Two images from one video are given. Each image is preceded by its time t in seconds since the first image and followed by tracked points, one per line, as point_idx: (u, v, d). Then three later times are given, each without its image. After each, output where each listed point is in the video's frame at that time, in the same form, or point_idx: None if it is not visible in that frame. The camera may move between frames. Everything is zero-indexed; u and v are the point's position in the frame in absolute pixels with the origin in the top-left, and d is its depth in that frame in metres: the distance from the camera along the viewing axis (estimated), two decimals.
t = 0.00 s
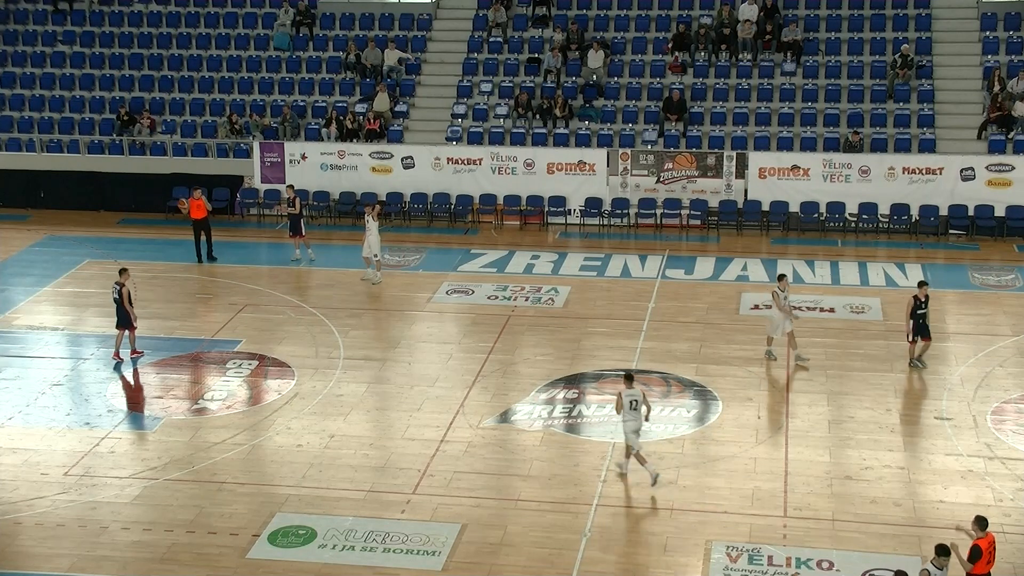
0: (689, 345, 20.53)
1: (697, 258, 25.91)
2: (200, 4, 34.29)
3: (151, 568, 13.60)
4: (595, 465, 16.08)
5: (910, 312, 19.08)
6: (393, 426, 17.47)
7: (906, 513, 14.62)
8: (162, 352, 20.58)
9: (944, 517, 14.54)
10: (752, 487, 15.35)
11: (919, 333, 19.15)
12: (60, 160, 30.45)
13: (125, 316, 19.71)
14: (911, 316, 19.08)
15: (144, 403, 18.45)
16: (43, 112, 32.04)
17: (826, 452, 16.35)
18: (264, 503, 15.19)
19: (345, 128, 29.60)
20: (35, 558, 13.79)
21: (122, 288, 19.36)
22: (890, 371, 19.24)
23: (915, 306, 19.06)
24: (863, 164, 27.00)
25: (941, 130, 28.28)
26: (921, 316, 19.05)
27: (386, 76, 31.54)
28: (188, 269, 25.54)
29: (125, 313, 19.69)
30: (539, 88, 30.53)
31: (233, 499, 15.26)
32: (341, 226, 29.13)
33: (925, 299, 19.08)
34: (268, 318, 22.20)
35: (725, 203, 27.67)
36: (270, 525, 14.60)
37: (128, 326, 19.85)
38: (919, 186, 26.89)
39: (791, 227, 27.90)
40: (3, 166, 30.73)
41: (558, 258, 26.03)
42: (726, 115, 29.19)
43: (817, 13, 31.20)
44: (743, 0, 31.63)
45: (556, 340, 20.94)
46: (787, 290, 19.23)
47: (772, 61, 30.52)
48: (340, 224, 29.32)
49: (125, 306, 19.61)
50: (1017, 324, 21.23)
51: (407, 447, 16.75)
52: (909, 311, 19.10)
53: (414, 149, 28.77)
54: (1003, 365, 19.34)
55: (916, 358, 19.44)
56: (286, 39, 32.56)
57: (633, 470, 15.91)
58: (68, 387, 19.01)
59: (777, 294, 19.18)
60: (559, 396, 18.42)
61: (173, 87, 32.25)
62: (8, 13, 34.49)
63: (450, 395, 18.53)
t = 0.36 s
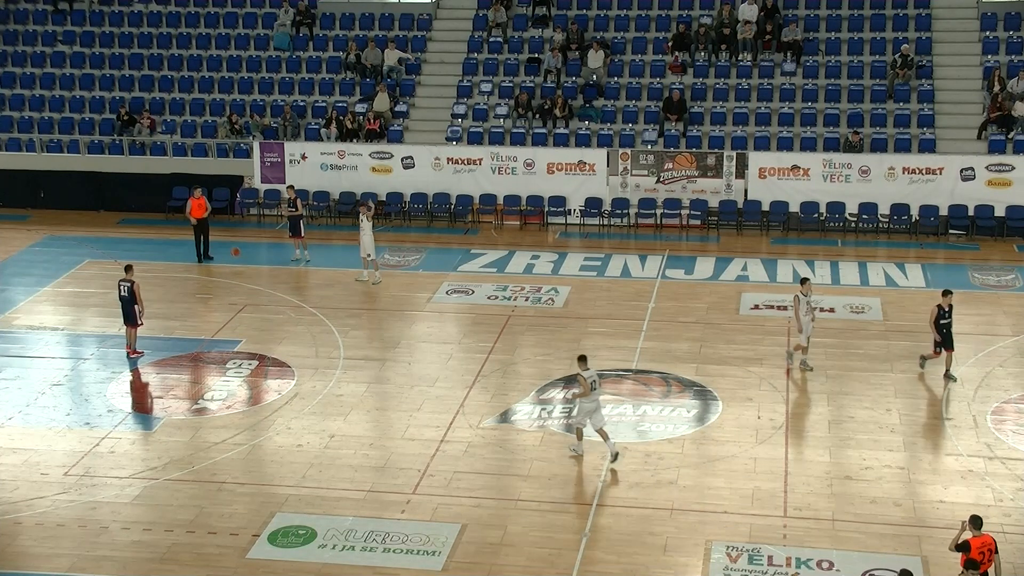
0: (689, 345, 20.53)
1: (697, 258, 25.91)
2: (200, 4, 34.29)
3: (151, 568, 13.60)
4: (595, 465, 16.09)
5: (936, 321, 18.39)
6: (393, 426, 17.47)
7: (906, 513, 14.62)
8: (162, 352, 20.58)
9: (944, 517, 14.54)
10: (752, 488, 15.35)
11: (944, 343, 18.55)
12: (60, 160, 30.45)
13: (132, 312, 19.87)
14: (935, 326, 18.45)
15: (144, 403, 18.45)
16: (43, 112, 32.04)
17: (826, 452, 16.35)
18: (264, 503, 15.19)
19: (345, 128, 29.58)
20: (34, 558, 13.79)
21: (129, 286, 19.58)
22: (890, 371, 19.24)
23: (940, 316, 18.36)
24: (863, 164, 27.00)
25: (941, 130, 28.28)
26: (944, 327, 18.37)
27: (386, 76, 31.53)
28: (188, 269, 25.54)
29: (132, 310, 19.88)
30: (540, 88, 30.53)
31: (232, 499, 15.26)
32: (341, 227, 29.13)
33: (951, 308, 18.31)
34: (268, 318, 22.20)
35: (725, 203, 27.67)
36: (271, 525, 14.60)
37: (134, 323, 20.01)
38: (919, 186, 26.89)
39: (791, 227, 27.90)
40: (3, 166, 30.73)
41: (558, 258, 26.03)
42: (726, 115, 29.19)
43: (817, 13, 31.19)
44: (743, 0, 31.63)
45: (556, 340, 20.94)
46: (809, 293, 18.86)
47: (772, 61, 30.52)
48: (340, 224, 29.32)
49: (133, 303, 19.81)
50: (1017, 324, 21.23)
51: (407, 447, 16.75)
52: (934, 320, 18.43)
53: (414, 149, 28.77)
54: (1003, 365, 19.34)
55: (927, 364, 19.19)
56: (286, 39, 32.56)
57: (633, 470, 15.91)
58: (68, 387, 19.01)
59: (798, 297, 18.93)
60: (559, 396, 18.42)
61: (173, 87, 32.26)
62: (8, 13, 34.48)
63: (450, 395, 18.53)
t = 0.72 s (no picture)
0: (689, 345, 20.53)
1: (697, 258, 25.91)
2: (200, 4, 34.29)
3: (151, 568, 13.60)
4: (595, 465, 16.09)
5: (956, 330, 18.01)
6: (393, 426, 17.48)
7: (906, 513, 14.62)
8: (162, 352, 20.58)
9: (944, 517, 14.54)
10: (752, 488, 15.36)
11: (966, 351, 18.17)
12: (60, 160, 30.44)
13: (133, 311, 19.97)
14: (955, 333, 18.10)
15: (144, 403, 18.45)
16: (43, 112, 32.05)
17: (826, 452, 16.35)
18: (264, 503, 15.18)
19: (345, 128, 29.57)
20: (34, 558, 13.79)
21: (133, 283, 19.74)
22: (890, 370, 19.24)
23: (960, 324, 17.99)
24: (863, 164, 26.99)
25: (941, 130, 28.28)
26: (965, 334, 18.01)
27: (386, 76, 31.52)
28: (188, 268, 25.54)
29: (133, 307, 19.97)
30: (540, 88, 30.53)
31: (233, 499, 15.26)
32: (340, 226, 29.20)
33: (972, 317, 18.00)
34: (268, 318, 22.20)
35: (725, 203, 27.67)
36: (271, 525, 14.60)
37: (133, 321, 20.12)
38: (919, 186, 26.89)
39: (791, 227, 27.91)
40: (3, 166, 30.74)
41: (558, 258, 26.03)
42: (726, 115, 29.19)
43: (817, 13, 31.19)
44: (743, 0, 31.63)
45: (556, 340, 20.94)
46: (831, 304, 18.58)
47: (771, 61, 30.53)
48: (340, 224, 29.34)
49: (135, 299, 19.91)
50: (1017, 324, 21.23)
51: (407, 447, 16.75)
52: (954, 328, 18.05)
53: (414, 149, 28.78)
54: (1003, 365, 19.34)
55: (949, 370, 18.86)
56: (286, 39, 32.57)
57: (633, 470, 15.91)
58: (68, 387, 19.01)
59: (818, 308, 18.62)
60: (559, 396, 18.42)
61: (173, 87, 32.26)
62: (8, 13, 34.47)
63: (450, 395, 18.53)
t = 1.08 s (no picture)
0: (689, 345, 20.53)
1: (697, 258, 25.91)
2: (200, 4, 34.29)
3: (151, 569, 13.60)
4: (595, 465, 16.08)
5: (976, 338, 17.71)
6: (393, 426, 17.48)
7: (906, 513, 14.62)
8: (162, 352, 20.58)
9: (944, 517, 14.54)
10: (752, 488, 15.36)
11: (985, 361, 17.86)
12: (59, 160, 30.43)
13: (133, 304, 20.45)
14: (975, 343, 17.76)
15: (144, 403, 18.44)
16: (43, 112, 32.05)
17: (826, 452, 16.34)
18: (264, 503, 15.18)
19: (345, 128, 29.56)
20: (34, 559, 13.79)
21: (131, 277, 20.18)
22: (890, 370, 19.24)
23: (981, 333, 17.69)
24: (863, 164, 26.99)
25: (941, 130, 28.29)
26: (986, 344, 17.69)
27: (386, 76, 31.52)
28: (188, 268, 25.54)
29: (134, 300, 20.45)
30: (540, 88, 30.53)
31: (233, 499, 15.26)
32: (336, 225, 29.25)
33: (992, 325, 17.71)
34: (268, 318, 22.20)
35: (725, 203, 27.67)
36: (271, 525, 14.60)
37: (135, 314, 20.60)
38: (919, 186, 26.89)
39: (791, 227, 27.90)
40: (3, 166, 30.73)
41: (558, 258, 26.03)
42: (726, 115, 29.19)
43: (817, 13, 31.19)
44: (743, 0, 31.63)
45: (556, 340, 20.93)
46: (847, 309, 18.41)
47: (772, 61, 30.53)
48: (339, 224, 29.34)
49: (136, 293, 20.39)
50: (1017, 325, 21.23)
51: (407, 447, 16.75)
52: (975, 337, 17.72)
53: (414, 149, 28.78)
54: (1004, 365, 19.34)
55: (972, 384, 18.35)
56: (286, 39, 32.56)
57: (633, 470, 15.90)
58: (68, 387, 19.01)
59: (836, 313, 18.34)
60: (559, 396, 18.42)
61: (173, 87, 32.26)
62: (8, 13, 34.47)
63: (450, 395, 18.53)
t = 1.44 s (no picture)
0: (689, 345, 20.53)
1: (697, 258, 25.91)
2: (200, 4, 34.28)
3: (151, 568, 13.60)
4: (595, 465, 16.08)
5: (999, 348, 17.02)
6: (393, 426, 17.47)
7: (906, 513, 14.62)
8: (162, 352, 20.59)
9: (944, 517, 14.53)
10: (753, 487, 15.36)
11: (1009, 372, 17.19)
12: (59, 160, 30.42)
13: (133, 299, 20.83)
14: (997, 352, 17.09)
15: (144, 403, 18.44)
16: (43, 112, 32.04)
17: (827, 452, 16.34)
18: (264, 503, 15.18)
19: (345, 128, 29.55)
20: (34, 559, 13.78)
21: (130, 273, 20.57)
22: (890, 371, 19.24)
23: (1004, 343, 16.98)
24: (863, 164, 26.99)
25: (941, 130, 28.28)
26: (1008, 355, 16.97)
27: (386, 76, 31.52)
28: (188, 268, 25.55)
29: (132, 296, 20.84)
30: (540, 88, 30.54)
31: (233, 499, 15.26)
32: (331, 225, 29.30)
33: (1017, 335, 16.96)
34: (268, 318, 22.21)
35: (725, 203, 27.68)
36: (271, 525, 14.60)
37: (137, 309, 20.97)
38: (919, 186, 26.89)
39: (791, 227, 27.90)
40: (3, 166, 30.73)
41: (558, 258, 26.03)
42: (726, 115, 29.19)
43: (817, 13, 31.19)
44: (743, 0, 31.63)
45: (556, 340, 20.93)
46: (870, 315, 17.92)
47: (772, 61, 30.53)
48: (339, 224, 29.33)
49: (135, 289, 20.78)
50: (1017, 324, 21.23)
51: (407, 447, 16.75)
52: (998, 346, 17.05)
53: (414, 149, 28.78)
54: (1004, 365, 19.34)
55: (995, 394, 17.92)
56: (286, 39, 32.56)
57: (633, 470, 15.90)
58: (68, 387, 19.01)
59: (857, 318, 17.90)
60: (559, 396, 18.42)
61: (173, 87, 32.26)
62: (8, 13, 34.46)
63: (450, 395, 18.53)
